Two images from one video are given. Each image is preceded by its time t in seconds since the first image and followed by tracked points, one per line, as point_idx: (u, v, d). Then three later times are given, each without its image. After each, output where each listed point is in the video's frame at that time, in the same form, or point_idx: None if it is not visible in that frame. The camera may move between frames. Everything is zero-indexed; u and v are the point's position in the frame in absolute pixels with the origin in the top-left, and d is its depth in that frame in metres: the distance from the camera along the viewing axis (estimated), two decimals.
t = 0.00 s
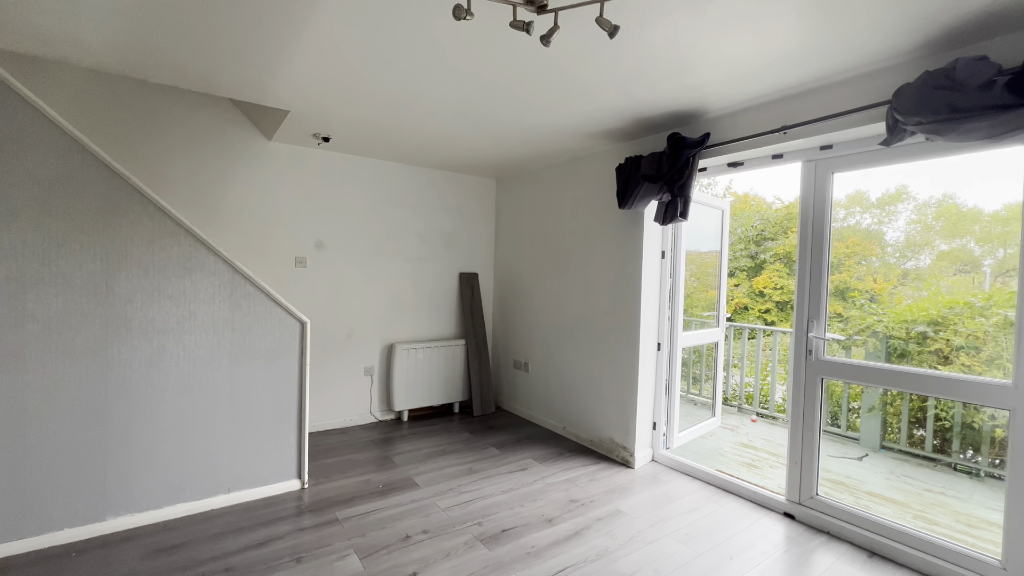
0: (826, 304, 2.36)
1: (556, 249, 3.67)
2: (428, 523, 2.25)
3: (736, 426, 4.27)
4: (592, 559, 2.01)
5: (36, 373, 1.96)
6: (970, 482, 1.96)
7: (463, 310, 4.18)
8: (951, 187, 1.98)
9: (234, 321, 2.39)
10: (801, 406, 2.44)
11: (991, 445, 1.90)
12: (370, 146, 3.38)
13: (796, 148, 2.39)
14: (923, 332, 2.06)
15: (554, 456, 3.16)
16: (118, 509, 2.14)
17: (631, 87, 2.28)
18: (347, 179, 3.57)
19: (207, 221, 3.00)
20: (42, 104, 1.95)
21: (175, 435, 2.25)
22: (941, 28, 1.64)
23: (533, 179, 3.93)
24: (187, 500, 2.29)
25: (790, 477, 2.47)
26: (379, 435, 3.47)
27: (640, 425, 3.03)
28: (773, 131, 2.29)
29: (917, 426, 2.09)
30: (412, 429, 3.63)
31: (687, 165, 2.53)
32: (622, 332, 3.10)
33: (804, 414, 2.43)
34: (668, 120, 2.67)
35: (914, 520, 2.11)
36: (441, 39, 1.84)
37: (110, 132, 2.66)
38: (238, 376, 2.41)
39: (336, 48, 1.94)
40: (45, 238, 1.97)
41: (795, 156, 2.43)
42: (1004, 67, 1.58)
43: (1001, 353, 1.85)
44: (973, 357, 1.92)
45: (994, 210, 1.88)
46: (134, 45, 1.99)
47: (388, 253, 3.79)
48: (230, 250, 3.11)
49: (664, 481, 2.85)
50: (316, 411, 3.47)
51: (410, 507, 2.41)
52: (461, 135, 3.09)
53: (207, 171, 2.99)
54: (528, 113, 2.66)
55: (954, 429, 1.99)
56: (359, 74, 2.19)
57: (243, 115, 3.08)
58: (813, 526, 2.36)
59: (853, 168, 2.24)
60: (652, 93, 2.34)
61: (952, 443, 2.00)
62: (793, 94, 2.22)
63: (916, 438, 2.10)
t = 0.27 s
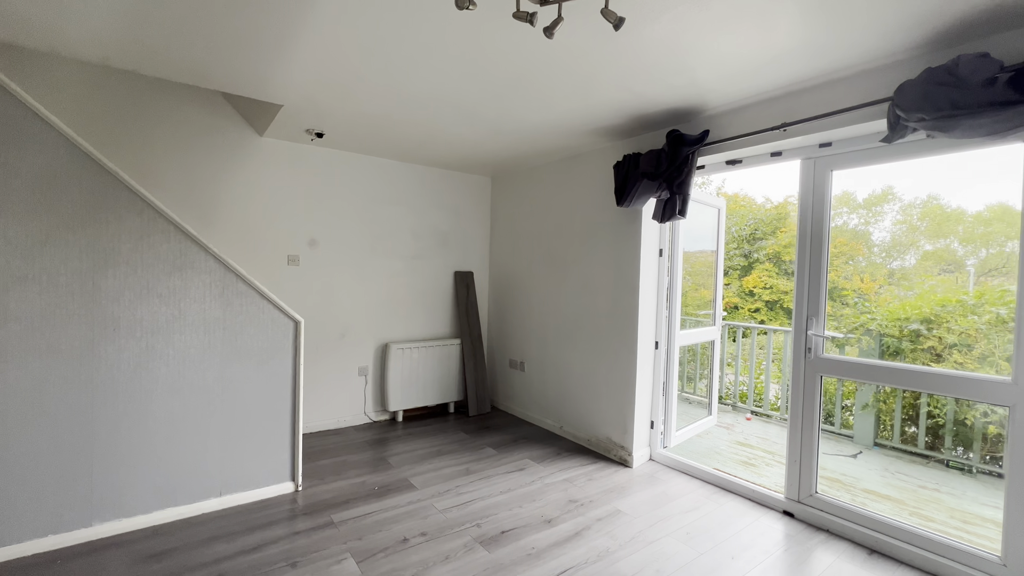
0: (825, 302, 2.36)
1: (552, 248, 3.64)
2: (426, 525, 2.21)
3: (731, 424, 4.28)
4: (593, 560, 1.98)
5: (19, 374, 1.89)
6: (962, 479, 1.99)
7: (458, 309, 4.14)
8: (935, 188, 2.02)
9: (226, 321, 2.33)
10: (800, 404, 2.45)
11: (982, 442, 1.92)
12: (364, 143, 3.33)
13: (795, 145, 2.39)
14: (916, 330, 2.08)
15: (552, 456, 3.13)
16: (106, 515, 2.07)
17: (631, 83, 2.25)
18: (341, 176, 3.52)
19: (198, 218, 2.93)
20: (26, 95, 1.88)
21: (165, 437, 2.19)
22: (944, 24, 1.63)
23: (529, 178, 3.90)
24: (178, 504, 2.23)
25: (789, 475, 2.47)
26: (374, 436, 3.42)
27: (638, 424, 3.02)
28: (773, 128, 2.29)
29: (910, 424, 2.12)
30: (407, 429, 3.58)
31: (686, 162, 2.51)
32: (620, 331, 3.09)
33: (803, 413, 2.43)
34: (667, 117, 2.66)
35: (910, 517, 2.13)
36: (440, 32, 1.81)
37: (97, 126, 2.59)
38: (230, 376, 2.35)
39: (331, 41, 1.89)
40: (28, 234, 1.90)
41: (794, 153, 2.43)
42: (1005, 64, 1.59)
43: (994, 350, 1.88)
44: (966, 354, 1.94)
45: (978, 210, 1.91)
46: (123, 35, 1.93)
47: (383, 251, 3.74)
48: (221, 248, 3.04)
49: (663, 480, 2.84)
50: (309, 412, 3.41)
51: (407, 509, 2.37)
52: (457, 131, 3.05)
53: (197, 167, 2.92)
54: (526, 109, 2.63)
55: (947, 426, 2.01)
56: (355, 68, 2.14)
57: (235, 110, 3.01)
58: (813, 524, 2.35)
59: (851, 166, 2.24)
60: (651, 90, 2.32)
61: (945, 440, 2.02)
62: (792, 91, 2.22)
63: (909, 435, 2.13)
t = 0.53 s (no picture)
0: (828, 300, 2.34)
1: (549, 246, 3.60)
2: (424, 529, 2.16)
3: (728, 424, 4.27)
4: (596, 564, 1.94)
5: None
6: (959, 476, 2.01)
7: (453, 309, 4.08)
8: (921, 189, 2.06)
9: (215, 320, 2.26)
10: (802, 404, 2.42)
11: (978, 439, 1.93)
12: (358, 139, 3.26)
13: (797, 142, 2.36)
14: (912, 328, 2.09)
15: (550, 457, 3.09)
16: (89, 522, 1.99)
17: (632, 77, 2.21)
18: (335, 173, 3.44)
19: (186, 214, 2.85)
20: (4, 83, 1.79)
21: (152, 441, 2.12)
22: (953, 16, 1.60)
23: (526, 175, 3.86)
24: (165, 510, 2.16)
25: (791, 475, 2.44)
26: (368, 438, 3.35)
27: (637, 424, 2.98)
28: (775, 124, 2.26)
29: (905, 422, 2.13)
30: (402, 431, 3.51)
31: (687, 158, 2.48)
32: (619, 330, 3.05)
33: (805, 412, 2.41)
34: (667, 113, 2.62)
35: (909, 516, 2.12)
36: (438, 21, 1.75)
37: (80, 119, 2.48)
38: (220, 378, 2.27)
39: (325, 30, 1.83)
40: (7, 230, 1.81)
41: (796, 150, 2.41)
42: (1014, 58, 1.57)
43: (990, 348, 1.89)
44: (963, 352, 1.96)
45: (963, 211, 1.95)
46: (108, 22, 1.85)
47: (377, 249, 3.67)
48: (211, 245, 2.96)
49: (663, 480, 2.80)
50: (302, 413, 3.33)
51: (404, 512, 2.31)
52: (453, 127, 2.99)
53: (186, 162, 2.83)
54: (525, 104, 2.57)
55: (942, 423, 2.02)
56: (350, 59, 2.07)
57: (224, 103, 2.93)
58: (815, 524, 2.33)
59: (854, 162, 2.22)
60: (653, 84, 2.28)
61: (941, 438, 2.03)
62: (795, 86, 2.19)
63: (905, 433, 2.13)
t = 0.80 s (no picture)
0: (832, 300, 2.29)
1: (545, 245, 3.52)
2: (418, 540, 2.07)
3: (725, 425, 4.23)
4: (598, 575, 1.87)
5: None
6: (956, 477, 2.00)
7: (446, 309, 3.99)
8: (906, 190, 2.07)
9: (198, 322, 2.15)
10: (804, 406, 2.38)
11: (974, 440, 1.93)
12: (349, 134, 3.16)
13: (800, 139, 2.31)
14: (910, 328, 2.08)
15: (546, 461, 3.01)
16: (62, 538, 1.87)
17: (633, 71, 2.14)
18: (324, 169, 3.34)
19: (168, 211, 2.73)
20: None
21: (130, 450, 2.00)
22: (968, 9, 1.55)
23: (521, 173, 3.78)
24: (144, 523, 2.04)
25: (794, 478, 2.40)
26: (359, 442, 3.25)
27: (636, 427, 2.92)
28: (779, 120, 2.21)
29: (901, 421, 2.12)
30: (394, 435, 3.42)
31: (688, 155, 2.41)
32: (617, 330, 2.98)
33: (808, 415, 2.36)
34: (667, 109, 2.56)
35: (910, 518, 2.10)
36: (433, 8, 1.66)
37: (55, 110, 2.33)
38: (202, 383, 2.17)
39: (314, 16, 1.73)
40: None
41: (798, 147, 2.36)
42: None
43: (989, 348, 1.88)
44: (961, 353, 1.94)
45: (947, 211, 1.97)
46: (74, 3, 1.73)
47: (368, 248, 3.57)
48: (193, 244, 2.84)
49: (662, 485, 2.74)
50: (290, 418, 3.22)
51: (398, 522, 2.22)
52: (447, 122, 2.90)
53: (167, 157, 2.71)
54: (521, 98, 2.50)
55: (939, 423, 2.02)
56: (340, 48, 1.98)
57: (208, 96, 2.81)
58: (819, 529, 2.28)
59: (859, 159, 2.17)
60: (654, 78, 2.21)
61: (937, 439, 2.03)
62: (799, 81, 2.14)
63: (901, 432, 2.12)
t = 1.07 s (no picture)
0: (831, 303, 2.24)
1: (537, 245, 3.44)
2: (407, 555, 1.97)
3: (717, 427, 4.19)
4: None
5: None
6: (949, 478, 1.97)
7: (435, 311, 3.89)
8: (885, 191, 2.08)
9: (171, 327, 2.02)
10: (803, 411, 2.33)
11: (965, 441, 1.91)
12: (334, 130, 3.04)
13: (799, 137, 2.26)
14: (902, 329, 2.05)
15: (539, 468, 2.93)
16: (21, 561, 1.74)
17: (630, 66, 2.07)
18: (308, 167, 3.21)
19: (141, 210, 2.59)
20: None
21: (97, 465, 1.87)
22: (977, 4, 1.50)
23: (511, 171, 3.70)
24: (112, 543, 1.91)
25: (792, 484, 2.35)
26: (345, 450, 3.12)
27: (630, 432, 2.85)
28: (778, 118, 2.15)
29: (892, 421, 2.10)
30: (382, 441, 3.31)
31: (685, 153, 2.35)
32: (611, 333, 2.91)
33: (807, 420, 2.31)
34: (663, 106, 2.49)
35: (908, 523, 2.06)
36: None
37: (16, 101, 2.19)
38: (176, 392, 2.04)
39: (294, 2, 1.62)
40: None
41: (797, 146, 2.31)
42: None
43: (981, 350, 1.86)
44: (952, 354, 1.93)
45: (925, 212, 1.98)
46: None
47: (354, 248, 3.45)
48: (168, 244, 2.70)
49: (658, 491, 2.68)
50: (272, 425, 3.10)
51: (385, 535, 2.12)
52: (436, 118, 2.80)
53: (140, 153, 2.57)
54: (514, 94, 2.41)
55: (930, 425, 2.00)
56: (323, 38, 1.87)
57: (184, 89, 2.68)
58: (819, 537, 2.24)
59: (859, 159, 2.13)
60: (651, 74, 2.14)
61: (927, 440, 2.01)
62: (799, 78, 2.08)
63: (891, 434, 2.10)
